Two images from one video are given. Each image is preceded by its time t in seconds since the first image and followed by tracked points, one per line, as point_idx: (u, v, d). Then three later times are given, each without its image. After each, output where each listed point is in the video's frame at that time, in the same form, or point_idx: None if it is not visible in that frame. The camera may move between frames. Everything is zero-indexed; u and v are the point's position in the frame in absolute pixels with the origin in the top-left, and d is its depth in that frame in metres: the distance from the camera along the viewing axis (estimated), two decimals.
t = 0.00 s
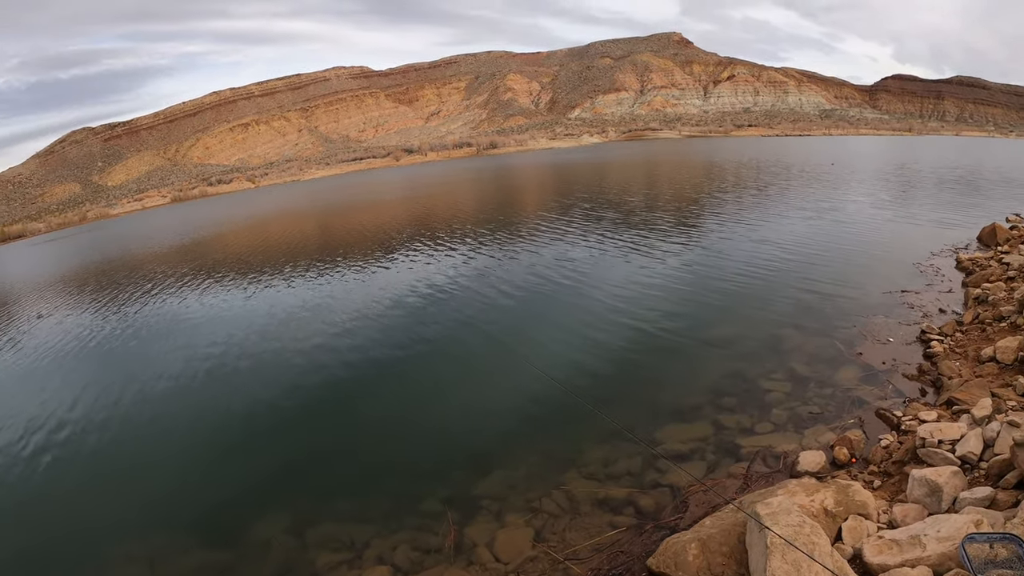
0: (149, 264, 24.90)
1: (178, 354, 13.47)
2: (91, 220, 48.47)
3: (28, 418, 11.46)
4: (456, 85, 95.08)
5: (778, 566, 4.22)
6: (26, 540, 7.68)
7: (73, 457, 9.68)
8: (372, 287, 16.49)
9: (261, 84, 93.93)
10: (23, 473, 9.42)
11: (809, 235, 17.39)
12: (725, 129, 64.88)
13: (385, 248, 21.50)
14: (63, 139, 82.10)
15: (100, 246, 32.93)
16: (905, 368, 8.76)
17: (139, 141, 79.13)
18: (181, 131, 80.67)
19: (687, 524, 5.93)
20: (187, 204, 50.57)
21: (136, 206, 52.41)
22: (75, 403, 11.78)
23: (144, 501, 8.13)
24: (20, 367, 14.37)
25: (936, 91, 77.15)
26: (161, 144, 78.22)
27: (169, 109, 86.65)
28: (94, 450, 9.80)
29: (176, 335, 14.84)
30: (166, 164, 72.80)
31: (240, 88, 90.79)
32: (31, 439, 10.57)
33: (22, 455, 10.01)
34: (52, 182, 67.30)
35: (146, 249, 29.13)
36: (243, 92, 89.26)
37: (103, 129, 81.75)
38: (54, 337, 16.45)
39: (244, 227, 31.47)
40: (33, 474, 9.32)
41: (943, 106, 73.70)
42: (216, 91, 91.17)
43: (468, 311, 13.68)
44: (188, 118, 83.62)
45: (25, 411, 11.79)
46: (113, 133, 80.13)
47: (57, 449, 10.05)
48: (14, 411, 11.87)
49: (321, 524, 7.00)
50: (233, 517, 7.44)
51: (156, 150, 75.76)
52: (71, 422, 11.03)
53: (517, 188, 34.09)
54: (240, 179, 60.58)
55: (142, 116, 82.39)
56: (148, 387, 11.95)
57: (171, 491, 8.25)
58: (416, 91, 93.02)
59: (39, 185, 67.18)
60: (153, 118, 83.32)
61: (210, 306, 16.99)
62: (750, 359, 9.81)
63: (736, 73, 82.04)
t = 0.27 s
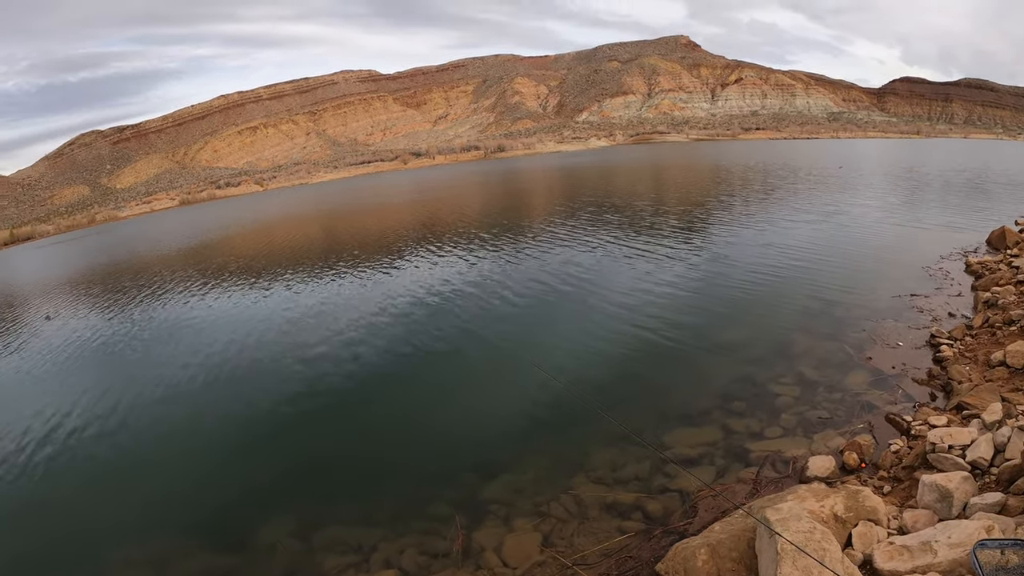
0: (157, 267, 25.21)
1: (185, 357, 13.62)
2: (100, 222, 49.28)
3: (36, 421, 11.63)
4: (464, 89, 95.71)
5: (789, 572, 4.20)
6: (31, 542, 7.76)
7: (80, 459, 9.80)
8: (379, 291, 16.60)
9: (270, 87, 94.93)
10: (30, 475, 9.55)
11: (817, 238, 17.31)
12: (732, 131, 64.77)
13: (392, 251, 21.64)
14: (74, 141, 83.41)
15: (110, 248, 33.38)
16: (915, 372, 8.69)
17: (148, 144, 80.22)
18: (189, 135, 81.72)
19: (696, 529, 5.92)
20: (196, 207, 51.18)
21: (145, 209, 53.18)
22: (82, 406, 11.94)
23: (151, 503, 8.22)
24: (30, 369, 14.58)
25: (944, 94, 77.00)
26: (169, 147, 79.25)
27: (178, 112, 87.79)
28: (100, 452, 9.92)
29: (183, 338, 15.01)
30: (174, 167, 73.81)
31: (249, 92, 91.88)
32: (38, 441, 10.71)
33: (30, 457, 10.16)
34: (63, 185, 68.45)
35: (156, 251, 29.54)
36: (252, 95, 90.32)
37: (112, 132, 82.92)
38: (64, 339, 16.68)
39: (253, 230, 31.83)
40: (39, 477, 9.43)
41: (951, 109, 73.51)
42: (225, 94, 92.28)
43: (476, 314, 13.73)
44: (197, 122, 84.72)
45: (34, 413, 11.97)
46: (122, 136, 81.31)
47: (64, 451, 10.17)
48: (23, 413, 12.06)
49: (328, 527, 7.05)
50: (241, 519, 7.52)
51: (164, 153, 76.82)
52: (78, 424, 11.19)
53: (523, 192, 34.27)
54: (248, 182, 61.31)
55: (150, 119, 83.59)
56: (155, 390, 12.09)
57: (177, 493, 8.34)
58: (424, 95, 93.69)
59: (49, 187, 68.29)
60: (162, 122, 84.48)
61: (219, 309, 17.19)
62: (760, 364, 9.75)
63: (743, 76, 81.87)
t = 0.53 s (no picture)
0: (163, 269, 25.45)
1: (190, 359, 13.75)
2: (106, 224, 49.93)
3: (43, 421, 11.77)
4: (469, 91, 96.11)
5: None
6: (37, 543, 7.86)
7: (85, 460, 9.91)
8: (385, 293, 16.70)
9: (276, 90, 95.65)
10: (36, 475, 9.66)
11: (823, 241, 17.26)
12: (737, 134, 64.58)
13: (398, 254, 21.78)
14: (81, 143, 84.38)
15: (116, 250, 33.74)
16: (923, 375, 8.66)
17: (154, 147, 81.10)
18: (195, 137, 82.53)
19: (705, 532, 5.94)
20: (202, 209, 51.69)
21: (151, 211, 53.76)
22: (88, 407, 12.08)
23: (156, 504, 8.29)
24: (37, 370, 14.76)
25: (950, 95, 76.65)
26: (176, 150, 80.09)
27: (185, 115, 88.68)
28: (106, 453, 10.04)
29: (188, 340, 15.16)
30: (181, 169, 74.57)
31: (255, 95, 92.69)
32: (44, 442, 10.85)
33: (36, 458, 10.28)
34: (70, 187, 69.32)
35: (163, 253, 29.84)
36: (257, 98, 91.05)
37: (118, 134, 83.87)
38: (71, 340, 16.88)
39: (259, 232, 32.08)
40: (45, 477, 9.55)
41: (957, 110, 73.25)
42: (232, 97, 93.12)
43: (481, 317, 13.78)
44: (203, 124, 85.56)
45: (40, 414, 12.11)
46: (128, 138, 82.25)
47: (70, 452, 10.29)
48: (29, 414, 12.20)
49: (336, 529, 7.12)
50: (248, 519, 7.61)
51: (171, 156, 77.59)
52: (84, 425, 11.31)
53: (528, 194, 34.38)
54: (254, 185, 61.84)
55: (156, 122, 84.37)
56: (160, 392, 12.20)
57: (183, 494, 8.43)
58: (430, 98, 94.16)
59: (57, 189, 69.10)
60: (168, 124, 85.39)
61: (225, 310, 17.35)
62: (767, 367, 9.74)
63: (749, 78, 81.74)
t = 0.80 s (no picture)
0: (166, 272, 25.58)
1: (192, 362, 13.82)
2: (109, 227, 50.29)
3: (46, 423, 11.85)
4: (471, 95, 96.46)
5: None
6: (40, 543, 7.91)
7: (88, 462, 9.97)
8: (388, 296, 16.76)
9: (279, 94, 96.21)
10: (39, 477, 9.73)
11: (826, 243, 17.24)
12: (740, 137, 64.56)
13: (400, 257, 21.88)
14: (84, 146, 84.87)
15: (119, 252, 33.90)
16: (927, 378, 8.63)
17: (157, 150, 81.57)
18: (198, 141, 82.98)
19: (710, 536, 5.93)
20: (204, 212, 51.94)
21: (154, 214, 54.06)
22: (91, 409, 12.15)
23: (158, 506, 8.35)
24: (40, 372, 14.86)
25: (952, 97, 76.53)
26: (179, 153, 80.52)
27: (188, 118, 89.18)
28: (109, 455, 10.09)
29: (190, 343, 15.23)
30: (183, 173, 74.97)
31: (258, 98, 93.17)
32: (47, 443, 10.92)
33: (39, 460, 10.36)
34: (73, 190, 69.74)
35: (166, 256, 30.03)
36: (260, 101, 91.61)
37: (121, 137, 84.36)
38: (73, 343, 16.97)
39: (263, 235, 32.29)
40: (49, 479, 9.63)
41: (959, 113, 73.16)
42: (235, 101, 93.62)
43: (484, 320, 13.81)
44: (206, 128, 86.02)
45: (43, 416, 12.18)
46: (131, 141, 82.72)
47: (73, 454, 10.36)
48: (32, 416, 12.28)
49: (339, 533, 7.14)
50: (251, 522, 7.64)
51: (174, 159, 78.08)
52: (86, 427, 11.39)
53: (530, 198, 34.47)
54: (257, 188, 62.19)
55: (159, 125, 84.90)
56: (162, 394, 12.28)
57: (185, 497, 8.48)
58: (432, 101, 94.54)
59: (60, 192, 69.66)
60: (171, 127, 85.87)
61: (229, 313, 17.46)
62: (771, 369, 9.74)
63: (751, 81, 81.78)
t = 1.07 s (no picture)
0: (167, 275, 25.63)
1: (193, 365, 13.86)
2: (110, 230, 50.45)
3: (47, 425, 11.89)
4: (472, 98, 96.72)
5: None
6: (40, 545, 7.93)
7: (89, 464, 10.01)
8: (389, 299, 16.80)
9: (280, 97, 96.51)
10: (40, 479, 9.75)
11: (827, 246, 17.25)
12: (740, 139, 64.66)
13: (401, 260, 21.94)
14: (85, 149, 85.06)
15: (120, 255, 33.97)
16: (929, 380, 8.63)
17: (158, 154, 81.82)
18: (199, 144, 83.22)
19: (713, 538, 5.93)
20: (205, 215, 52.07)
21: (155, 217, 54.22)
22: (92, 412, 12.19)
23: (159, 508, 8.37)
24: (41, 375, 14.90)
25: (952, 99, 76.64)
26: (180, 156, 80.79)
27: (189, 121, 89.47)
28: (110, 457, 10.13)
29: (191, 346, 15.27)
30: (184, 176, 75.17)
31: (259, 101, 93.44)
32: (49, 446, 10.97)
33: (40, 462, 10.39)
34: (73, 193, 69.96)
35: (167, 259, 30.12)
36: (261, 105, 91.92)
37: (122, 140, 84.59)
38: (74, 346, 17.02)
39: (264, 238, 32.38)
40: (50, 481, 9.66)
41: (959, 115, 73.38)
42: (236, 104, 93.89)
43: (485, 323, 13.84)
44: (206, 131, 86.28)
45: (44, 419, 12.23)
46: (132, 144, 82.95)
47: (74, 456, 10.39)
48: (34, 418, 12.32)
49: (341, 535, 7.16)
50: (253, 524, 7.66)
51: (175, 162, 78.31)
52: (88, 429, 11.42)
53: (531, 201, 34.53)
54: (258, 191, 62.34)
55: (160, 128, 85.17)
56: (163, 397, 12.31)
57: (186, 499, 8.49)
58: (433, 105, 94.82)
59: (61, 196, 69.87)
60: (172, 130, 86.11)
61: (230, 315, 17.51)
62: (772, 372, 9.74)
63: (751, 83, 81.95)
